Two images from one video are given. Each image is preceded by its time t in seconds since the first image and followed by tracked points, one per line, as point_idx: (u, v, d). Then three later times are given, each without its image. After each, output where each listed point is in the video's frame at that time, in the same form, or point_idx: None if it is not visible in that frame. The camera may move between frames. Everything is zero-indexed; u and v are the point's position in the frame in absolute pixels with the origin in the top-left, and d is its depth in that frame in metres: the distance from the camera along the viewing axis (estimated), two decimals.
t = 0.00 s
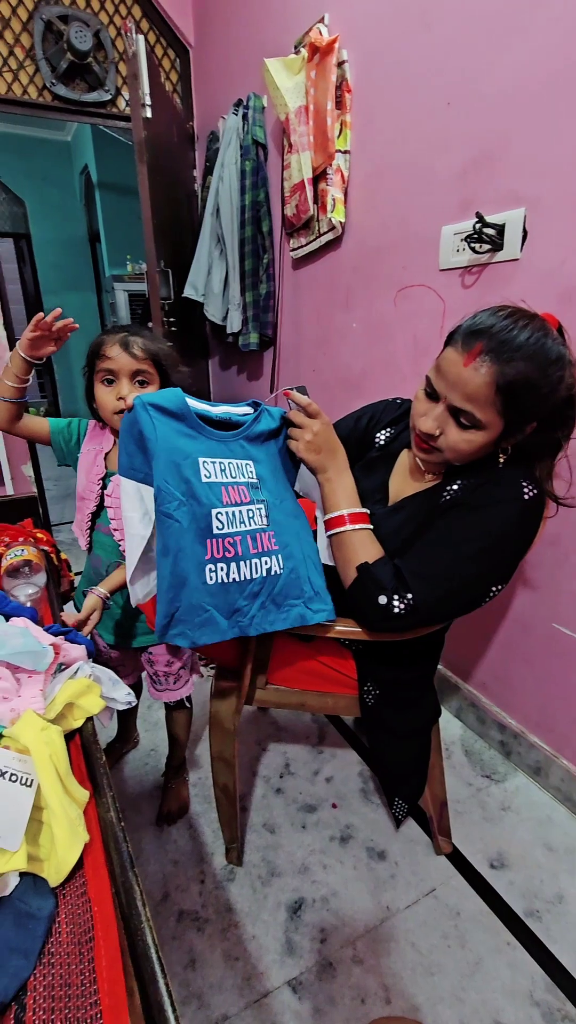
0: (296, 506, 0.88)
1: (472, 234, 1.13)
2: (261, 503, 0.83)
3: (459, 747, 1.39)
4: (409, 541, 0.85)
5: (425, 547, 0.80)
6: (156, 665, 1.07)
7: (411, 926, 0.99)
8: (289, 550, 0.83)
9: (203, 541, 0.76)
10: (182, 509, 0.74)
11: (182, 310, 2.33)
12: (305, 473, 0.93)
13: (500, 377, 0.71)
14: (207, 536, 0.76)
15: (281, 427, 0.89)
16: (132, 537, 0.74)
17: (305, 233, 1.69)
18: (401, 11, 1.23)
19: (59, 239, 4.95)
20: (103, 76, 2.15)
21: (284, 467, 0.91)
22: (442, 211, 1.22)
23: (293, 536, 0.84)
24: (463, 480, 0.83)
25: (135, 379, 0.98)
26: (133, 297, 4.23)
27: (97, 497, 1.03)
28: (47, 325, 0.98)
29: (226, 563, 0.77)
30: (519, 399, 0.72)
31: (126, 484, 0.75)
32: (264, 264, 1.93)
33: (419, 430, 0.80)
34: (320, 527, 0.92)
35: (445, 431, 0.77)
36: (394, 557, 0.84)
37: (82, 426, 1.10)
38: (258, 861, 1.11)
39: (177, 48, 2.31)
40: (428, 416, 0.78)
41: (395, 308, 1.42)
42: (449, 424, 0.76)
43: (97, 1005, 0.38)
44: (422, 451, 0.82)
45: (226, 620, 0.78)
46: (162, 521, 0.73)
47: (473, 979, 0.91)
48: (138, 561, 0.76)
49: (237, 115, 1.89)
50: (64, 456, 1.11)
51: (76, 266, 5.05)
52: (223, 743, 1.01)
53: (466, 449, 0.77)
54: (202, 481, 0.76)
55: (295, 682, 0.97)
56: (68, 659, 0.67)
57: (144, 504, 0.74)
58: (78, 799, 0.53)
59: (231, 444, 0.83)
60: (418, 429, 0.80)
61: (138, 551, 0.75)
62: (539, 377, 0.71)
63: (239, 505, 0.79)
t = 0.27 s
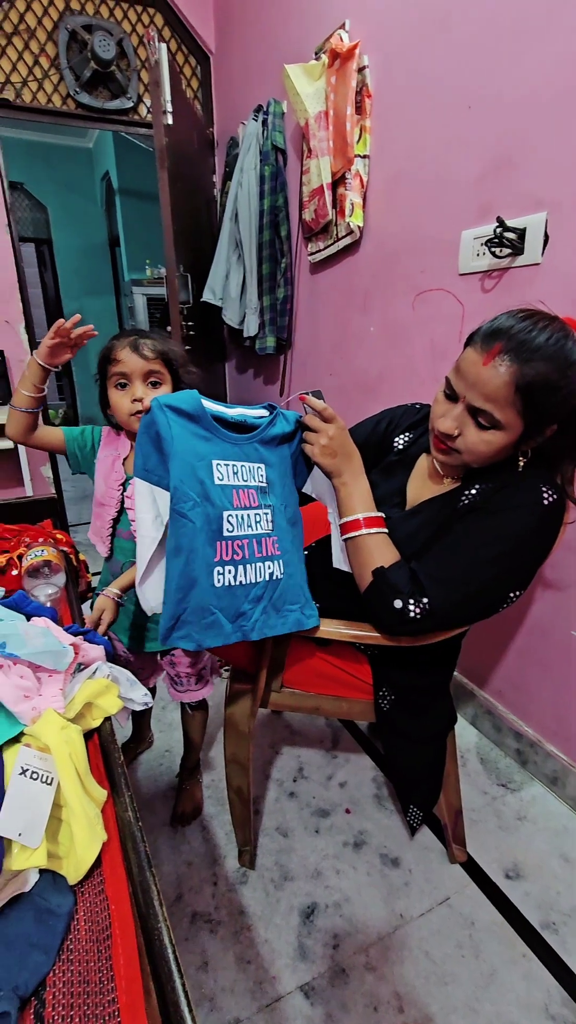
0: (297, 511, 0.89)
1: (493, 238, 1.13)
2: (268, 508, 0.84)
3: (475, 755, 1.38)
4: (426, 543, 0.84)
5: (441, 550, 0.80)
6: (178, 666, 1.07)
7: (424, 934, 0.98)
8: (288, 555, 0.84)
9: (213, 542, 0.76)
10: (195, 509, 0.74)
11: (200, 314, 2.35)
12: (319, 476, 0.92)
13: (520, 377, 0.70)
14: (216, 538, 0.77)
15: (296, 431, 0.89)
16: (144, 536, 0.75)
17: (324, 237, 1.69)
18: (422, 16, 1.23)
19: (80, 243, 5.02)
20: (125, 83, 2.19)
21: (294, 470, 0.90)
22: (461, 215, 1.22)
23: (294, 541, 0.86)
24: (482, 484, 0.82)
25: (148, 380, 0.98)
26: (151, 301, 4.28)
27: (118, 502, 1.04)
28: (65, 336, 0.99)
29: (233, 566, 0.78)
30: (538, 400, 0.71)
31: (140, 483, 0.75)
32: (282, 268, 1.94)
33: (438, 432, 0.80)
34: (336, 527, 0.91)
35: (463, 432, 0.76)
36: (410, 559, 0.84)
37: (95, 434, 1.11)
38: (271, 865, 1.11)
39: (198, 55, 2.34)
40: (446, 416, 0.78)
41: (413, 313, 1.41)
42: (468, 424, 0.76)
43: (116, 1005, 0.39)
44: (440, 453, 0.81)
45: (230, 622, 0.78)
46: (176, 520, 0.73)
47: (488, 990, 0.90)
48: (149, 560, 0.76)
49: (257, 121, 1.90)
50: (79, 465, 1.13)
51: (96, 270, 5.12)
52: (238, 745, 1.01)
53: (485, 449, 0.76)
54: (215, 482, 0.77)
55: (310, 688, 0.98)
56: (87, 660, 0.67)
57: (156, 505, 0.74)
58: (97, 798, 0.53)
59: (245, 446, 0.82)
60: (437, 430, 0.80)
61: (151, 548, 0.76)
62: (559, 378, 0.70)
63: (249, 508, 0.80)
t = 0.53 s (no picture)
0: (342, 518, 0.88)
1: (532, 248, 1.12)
2: (308, 513, 0.83)
3: (505, 771, 1.35)
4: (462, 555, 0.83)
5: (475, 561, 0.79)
6: (212, 676, 1.11)
7: (454, 953, 0.96)
8: (331, 561, 0.84)
9: (251, 547, 0.77)
10: (231, 514, 0.75)
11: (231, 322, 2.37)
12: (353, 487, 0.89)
13: (560, 374, 0.69)
14: (255, 543, 0.77)
15: (333, 440, 0.87)
16: (185, 536, 0.78)
17: (356, 246, 1.70)
18: (461, 27, 1.23)
19: (112, 252, 5.13)
20: (162, 97, 2.24)
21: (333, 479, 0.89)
22: (499, 225, 1.21)
23: (338, 546, 0.85)
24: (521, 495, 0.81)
25: (186, 390, 1.00)
26: (180, 308, 4.34)
27: (156, 514, 1.05)
28: (106, 358, 1.01)
29: (273, 571, 0.78)
30: None
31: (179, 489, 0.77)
32: (314, 277, 1.95)
33: (476, 435, 0.78)
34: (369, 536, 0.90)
35: (502, 431, 0.74)
36: (445, 569, 0.83)
37: (130, 448, 1.13)
38: (298, 874, 1.11)
39: (232, 68, 2.38)
40: (484, 417, 0.77)
41: (447, 322, 1.41)
42: (507, 422, 0.74)
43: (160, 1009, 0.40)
44: (478, 457, 0.79)
45: (271, 628, 0.79)
46: (213, 524, 0.75)
47: (520, 1015, 0.88)
48: (191, 560, 0.79)
49: (291, 132, 1.92)
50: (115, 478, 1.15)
51: (127, 278, 5.22)
52: (266, 753, 1.01)
53: (525, 450, 0.74)
54: (252, 487, 0.77)
55: (340, 697, 0.97)
56: (124, 665, 0.68)
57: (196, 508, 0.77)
58: (137, 802, 0.54)
59: (283, 453, 0.82)
60: (475, 433, 0.78)
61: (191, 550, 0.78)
62: None
63: (288, 514, 0.80)
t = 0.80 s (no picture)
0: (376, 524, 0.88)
1: (563, 259, 1.11)
2: (340, 520, 0.83)
3: (531, 786, 1.33)
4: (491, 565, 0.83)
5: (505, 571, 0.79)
6: (240, 690, 1.14)
7: (479, 970, 0.95)
8: (361, 567, 0.83)
9: (280, 552, 0.78)
10: (263, 520, 0.77)
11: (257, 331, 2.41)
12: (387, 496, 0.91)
13: None
14: (284, 549, 0.78)
15: (367, 448, 0.87)
16: (219, 543, 0.79)
17: (384, 257, 1.71)
18: (494, 41, 1.24)
19: (140, 261, 5.23)
20: (193, 112, 2.29)
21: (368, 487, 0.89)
22: (529, 237, 1.21)
23: (371, 552, 0.84)
24: (553, 506, 0.80)
25: (219, 403, 1.03)
26: (206, 317, 4.40)
27: (189, 526, 1.08)
28: (141, 376, 1.03)
29: (300, 576, 0.79)
30: None
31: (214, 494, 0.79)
32: (340, 287, 1.96)
33: (510, 443, 0.78)
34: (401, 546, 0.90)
35: (536, 438, 0.74)
36: (475, 579, 0.83)
37: (165, 458, 1.16)
38: (321, 884, 1.11)
39: (262, 83, 2.43)
40: (518, 426, 0.76)
41: (475, 333, 1.41)
42: (541, 430, 0.74)
43: (203, 1011, 0.41)
44: (511, 465, 0.79)
45: (294, 629, 0.81)
46: (246, 529, 0.77)
47: None
48: (222, 567, 0.80)
49: (320, 145, 1.95)
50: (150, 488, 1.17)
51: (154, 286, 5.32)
52: (292, 761, 1.02)
53: (561, 455, 0.73)
54: (285, 494, 0.79)
55: (367, 708, 0.98)
56: (158, 670, 0.70)
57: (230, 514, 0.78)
58: (173, 806, 0.55)
59: (318, 461, 0.83)
60: (509, 442, 0.78)
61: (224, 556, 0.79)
62: None
63: (319, 521, 0.81)
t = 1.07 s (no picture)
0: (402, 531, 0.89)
1: None
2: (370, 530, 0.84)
3: (552, 804, 1.31)
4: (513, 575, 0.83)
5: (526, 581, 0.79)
6: (259, 699, 1.15)
7: (497, 991, 0.93)
8: (389, 576, 0.86)
9: (323, 564, 0.79)
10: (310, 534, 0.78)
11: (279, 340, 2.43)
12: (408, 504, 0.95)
13: None
14: (327, 561, 0.79)
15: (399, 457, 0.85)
16: (258, 548, 0.82)
17: (407, 268, 1.72)
18: (520, 55, 1.24)
19: (164, 272, 5.32)
20: (219, 126, 2.34)
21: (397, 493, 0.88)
22: (555, 248, 1.21)
23: (397, 560, 0.86)
24: None
25: (242, 413, 1.04)
26: (228, 326, 4.46)
27: (214, 535, 1.10)
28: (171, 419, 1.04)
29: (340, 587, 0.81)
30: None
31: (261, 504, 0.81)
32: (363, 298, 1.98)
33: (548, 453, 0.77)
34: (424, 555, 0.90)
35: None
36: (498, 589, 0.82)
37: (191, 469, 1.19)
38: (336, 896, 1.10)
39: (288, 97, 2.47)
40: (558, 435, 0.75)
41: (498, 344, 1.40)
42: None
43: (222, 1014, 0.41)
44: (550, 476, 0.77)
45: (332, 637, 0.82)
46: (290, 540, 0.79)
47: None
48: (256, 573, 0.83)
49: (344, 158, 1.97)
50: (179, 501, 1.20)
51: (178, 296, 5.40)
52: (309, 771, 1.02)
53: None
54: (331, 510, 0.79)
55: (386, 720, 0.97)
56: (179, 676, 0.70)
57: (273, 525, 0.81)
58: (193, 812, 0.56)
59: (354, 475, 0.82)
60: (546, 451, 0.77)
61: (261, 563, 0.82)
62: None
63: (354, 534, 0.81)
